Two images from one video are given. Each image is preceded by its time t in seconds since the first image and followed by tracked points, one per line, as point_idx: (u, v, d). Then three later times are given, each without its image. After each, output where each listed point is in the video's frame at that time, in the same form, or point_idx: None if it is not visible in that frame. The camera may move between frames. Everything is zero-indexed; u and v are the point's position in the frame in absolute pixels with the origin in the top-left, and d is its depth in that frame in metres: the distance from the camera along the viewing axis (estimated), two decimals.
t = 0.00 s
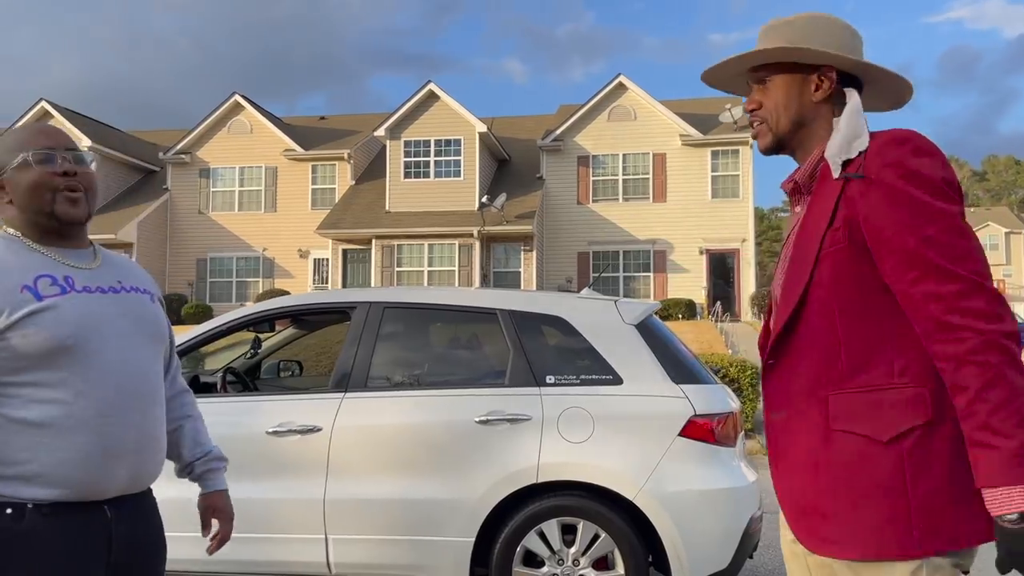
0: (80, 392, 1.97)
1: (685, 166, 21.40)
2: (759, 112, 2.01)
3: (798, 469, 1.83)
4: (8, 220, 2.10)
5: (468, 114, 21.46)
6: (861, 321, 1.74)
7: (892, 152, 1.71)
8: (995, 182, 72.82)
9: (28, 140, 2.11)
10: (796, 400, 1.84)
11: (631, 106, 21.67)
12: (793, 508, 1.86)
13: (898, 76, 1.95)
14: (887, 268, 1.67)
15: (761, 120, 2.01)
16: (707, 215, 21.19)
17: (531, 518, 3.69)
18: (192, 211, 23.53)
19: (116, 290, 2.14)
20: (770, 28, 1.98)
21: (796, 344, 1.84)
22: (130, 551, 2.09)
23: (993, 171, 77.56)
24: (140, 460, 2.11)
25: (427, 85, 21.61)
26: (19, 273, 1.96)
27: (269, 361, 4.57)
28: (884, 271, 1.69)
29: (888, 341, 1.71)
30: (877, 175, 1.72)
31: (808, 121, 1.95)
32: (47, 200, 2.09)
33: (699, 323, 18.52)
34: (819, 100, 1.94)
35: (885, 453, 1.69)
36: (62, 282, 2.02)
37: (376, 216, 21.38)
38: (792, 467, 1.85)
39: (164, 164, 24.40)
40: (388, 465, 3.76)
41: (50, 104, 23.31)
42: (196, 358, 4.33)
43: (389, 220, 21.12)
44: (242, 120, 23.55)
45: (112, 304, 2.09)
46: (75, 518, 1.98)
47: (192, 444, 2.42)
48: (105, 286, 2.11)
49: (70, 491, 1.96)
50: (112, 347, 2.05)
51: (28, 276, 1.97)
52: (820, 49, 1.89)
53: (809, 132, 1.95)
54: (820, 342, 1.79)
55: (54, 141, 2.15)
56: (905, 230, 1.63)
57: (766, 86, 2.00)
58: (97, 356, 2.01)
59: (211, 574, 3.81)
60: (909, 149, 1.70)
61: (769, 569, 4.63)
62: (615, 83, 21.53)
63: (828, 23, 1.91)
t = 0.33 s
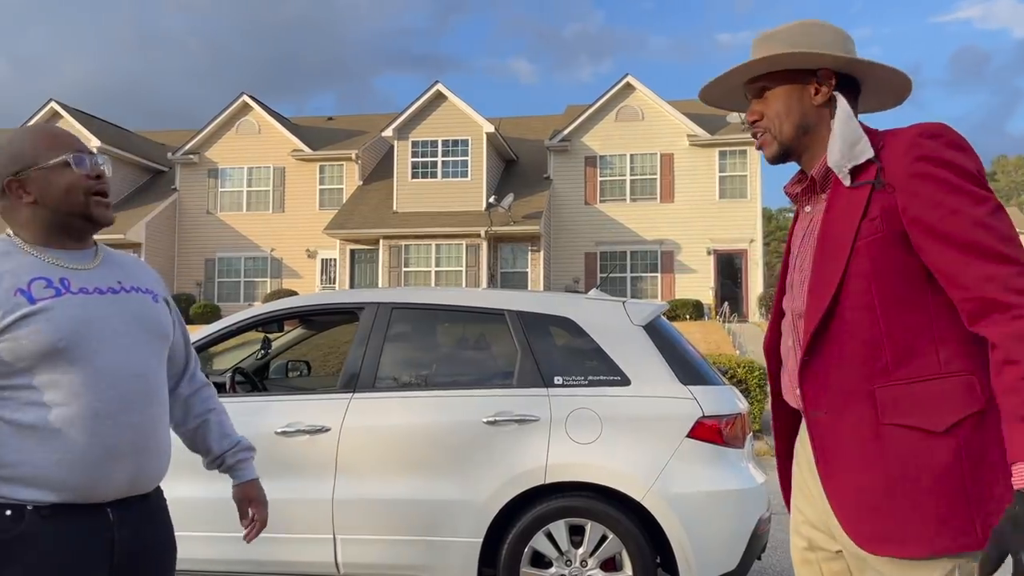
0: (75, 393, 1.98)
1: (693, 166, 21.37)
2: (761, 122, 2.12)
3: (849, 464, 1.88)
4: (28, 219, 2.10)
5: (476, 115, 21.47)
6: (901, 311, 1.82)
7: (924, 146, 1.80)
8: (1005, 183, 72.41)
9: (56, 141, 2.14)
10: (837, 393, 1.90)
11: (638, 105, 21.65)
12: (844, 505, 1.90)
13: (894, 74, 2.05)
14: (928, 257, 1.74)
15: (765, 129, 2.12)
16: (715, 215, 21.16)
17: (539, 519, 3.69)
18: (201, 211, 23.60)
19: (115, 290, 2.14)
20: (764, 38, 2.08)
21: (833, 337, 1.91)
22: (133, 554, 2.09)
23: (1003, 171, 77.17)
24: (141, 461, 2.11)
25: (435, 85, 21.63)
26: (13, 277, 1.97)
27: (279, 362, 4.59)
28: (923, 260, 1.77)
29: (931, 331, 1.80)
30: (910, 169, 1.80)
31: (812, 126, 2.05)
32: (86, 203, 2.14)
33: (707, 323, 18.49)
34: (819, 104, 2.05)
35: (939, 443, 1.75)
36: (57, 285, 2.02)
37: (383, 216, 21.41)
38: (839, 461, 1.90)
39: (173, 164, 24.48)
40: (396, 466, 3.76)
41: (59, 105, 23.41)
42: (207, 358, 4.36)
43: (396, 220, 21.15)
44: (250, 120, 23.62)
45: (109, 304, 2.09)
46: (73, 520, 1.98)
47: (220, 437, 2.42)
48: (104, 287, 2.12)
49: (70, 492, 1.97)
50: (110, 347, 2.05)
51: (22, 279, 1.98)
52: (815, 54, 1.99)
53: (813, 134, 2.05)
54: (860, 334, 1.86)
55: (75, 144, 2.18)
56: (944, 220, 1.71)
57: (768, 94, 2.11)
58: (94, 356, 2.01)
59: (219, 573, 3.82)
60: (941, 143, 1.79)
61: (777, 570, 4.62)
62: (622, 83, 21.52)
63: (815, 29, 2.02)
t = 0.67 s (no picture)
0: (100, 392, 1.99)
1: (700, 165, 21.34)
2: (790, 122, 2.11)
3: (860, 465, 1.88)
4: (34, 218, 2.11)
5: (482, 114, 21.47)
6: (921, 314, 1.82)
7: (950, 149, 1.80)
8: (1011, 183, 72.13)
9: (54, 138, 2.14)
10: (854, 395, 1.90)
11: (645, 105, 21.63)
12: (854, 504, 1.91)
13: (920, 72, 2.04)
14: (943, 259, 1.74)
15: (793, 128, 2.11)
16: (721, 215, 21.13)
17: (548, 519, 3.69)
18: (207, 211, 23.64)
19: (136, 291, 2.15)
20: (791, 37, 2.08)
21: (851, 337, 1.91)
22: (151, 554, 2.11)
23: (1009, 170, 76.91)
24: (160, 462, 2.13)
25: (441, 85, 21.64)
26: (41, 275, 1.98)
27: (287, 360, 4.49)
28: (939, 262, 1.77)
29: (948, 336, 1.79)
30: (934, 171, 1.80)
31: (839, 126, 2.05)
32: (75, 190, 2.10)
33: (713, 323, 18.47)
34: (848, 104, 2.05)
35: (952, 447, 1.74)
36: (84, 283, 2.04)
37: (389, 216, 21.44)
38: (851, 461, 1.91)
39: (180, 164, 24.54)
40: (405, 466, 3.77)
41: (66, 104, 23.49)
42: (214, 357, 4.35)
43: (402, 220, 21.18)
44: (257, 120, 23.66)
45: (131, 305, 2.10)
46: (96, 520, 2.00)
47: (275, 380, 2.44)
48: (125, 287, 2.12)
49: (95, 491, 1.98)
50: (133, 347, 2.07)
51: (50, 277, 1.99)
52: (840, 53, 1.99)
53: (841, 133, 2.05)
54: (878, 335, 1.86)
55: (72, 138, 2.17)
56: (963, 226, 1.71)
57: (795, 93, 2.11)
58: (119, 355, 2.03)
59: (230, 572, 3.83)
60: (965, 147, 1.79)
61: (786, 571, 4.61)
62: (628, 83, 21.50)
63: (846, 28, 2.01)
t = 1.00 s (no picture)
0: (104, 382, 1.99)
1: (708, 164, 21.30)
2: (809, 124, 2.12)
3: (875, 469, 1.89)
4: (54, 221, 2.14)
5: (491, 113, 21.48)
6: (938, 321, 1.83)
7: (972, 157, 1.80)
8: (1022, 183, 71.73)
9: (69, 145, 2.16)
10: (869, 398, 1.91)
11: (654, 104, 21.62)
12: (868, 505, 1.92)
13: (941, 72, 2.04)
14: (962, 267, 1.75)
15: (812, 131, 2.12)
16: (731, 214, 21.08)
17: (560, 518, 3.71)
18: (216, 209, 23.74)
19: (146, 281, 2.12)
20: (811, 41, 2.09)
21: (868, 341, 1.92)
22: (177, 548, 2.12)
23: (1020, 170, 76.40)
24: (178, 454, 2.11)
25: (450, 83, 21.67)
26: (42, 271, 2.02)
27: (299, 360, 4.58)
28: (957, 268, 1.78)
29: (964, 342, 1.81)
30: (955, 177, 1.80)
31: (860, 128, 2.06)
32: (87, 189, 2.11)
33: (721, 322, 18.44)
34: (869, 106, 2.05)
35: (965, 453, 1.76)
36: (85, 275, 2.05)
37: (398, 214, 21.48)
38: (865, 463, 1.92)
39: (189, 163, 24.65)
40: (417, 465, 3.79)
41: (77, 104, 23.63)
42: (224, 355, 4.36)
43: (411, 219, 21.22)
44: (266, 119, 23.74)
45: (137, 295, 2.08)
46: (115, 513, 2.03)
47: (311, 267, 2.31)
48: (130, 277, 2.10)
49: (107, 483, 2.00)
50: (140, 336, 2.05)
51: (51, 271, 2.03)
52: (859, 54, 2.00)
53: (860, 136, 2.06)
54: (894, 339, 1.87)
55: (87, 142, 2.19)
56: (982, 233, 1.71)
57: (815, 95, 2.11)
58: (120, 342, 2.02)
59: (244, 569, 3.86)
60: (988, 153, 1.79)
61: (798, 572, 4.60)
62: (637, 82, 21.48)
63: (865, 31, 2.02)
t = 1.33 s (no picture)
0: (115, 377, 2.01)
1: (726, 162, 21.21)
2: (833, 122, 2.12)
3: (902, 467, 1.90)
4: (97, 212, 2.15)
5: (507, 111, 21.48)
6: (967, 321, 1.83)
7: (1001, 157, 1.81)
8: None
9: (130, 142, 2.18)
10: (897, 395, 1.91)
11: (671, 102, 21.56)
12: (894, 501, 1.92)
13: (968, 72, 2.04)
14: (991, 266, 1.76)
15: (836, 129, 2.13)
16: (749, 212, 20.99)
17: (578, 514, 3.72)
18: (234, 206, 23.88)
19: (163, 275, 2.10)
20: (836, 41, 2.10)
21: (896, 340, 1.92)
22: (196, 538, 2.12)
23: None
24: (193, 450, 2.09)
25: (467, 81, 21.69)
26: (62, 267, 2.05)
27: (319, 356, 4.62)
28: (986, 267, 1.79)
29: (994, 341, 1.81)
30: (985, 177, 1.81)
31: (885, 127, 2.07)
32: (148, 196, 2.16)
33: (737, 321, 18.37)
34: (894, 105, 2.06)
35: (992, 449, 1.76)
36: (102, 272, 2.05)
37: (414, 212, 21.54)
38: (893, 458, 1.92)
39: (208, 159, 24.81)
40: (437, 461, 3.82)
41: (98, 100, 23.82)
42: (244, 350, 4.36)
43: (428, 216, 21.27)
44: (284, 115, 23.85)
45: (152, 290, 2.07)
46: (129, 506, 2.04)
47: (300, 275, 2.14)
48: (147, 272, 2.09)
49: (119, 477, 2.02)
50: (154, 333, 2.05)
51: (70, 268, 2.05)
52: (887, 54, 2.00)
53: (885, 133, 2.06)
54: (924, 339, 1.87)
55: (146, 145, 2.22)
56: (1013, 233, 1.72)
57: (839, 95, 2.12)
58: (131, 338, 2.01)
59: (266, 563, 3.91)
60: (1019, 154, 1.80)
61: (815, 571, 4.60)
62: (654, 79, 21.42)
63: (889, 30, 2.03)
